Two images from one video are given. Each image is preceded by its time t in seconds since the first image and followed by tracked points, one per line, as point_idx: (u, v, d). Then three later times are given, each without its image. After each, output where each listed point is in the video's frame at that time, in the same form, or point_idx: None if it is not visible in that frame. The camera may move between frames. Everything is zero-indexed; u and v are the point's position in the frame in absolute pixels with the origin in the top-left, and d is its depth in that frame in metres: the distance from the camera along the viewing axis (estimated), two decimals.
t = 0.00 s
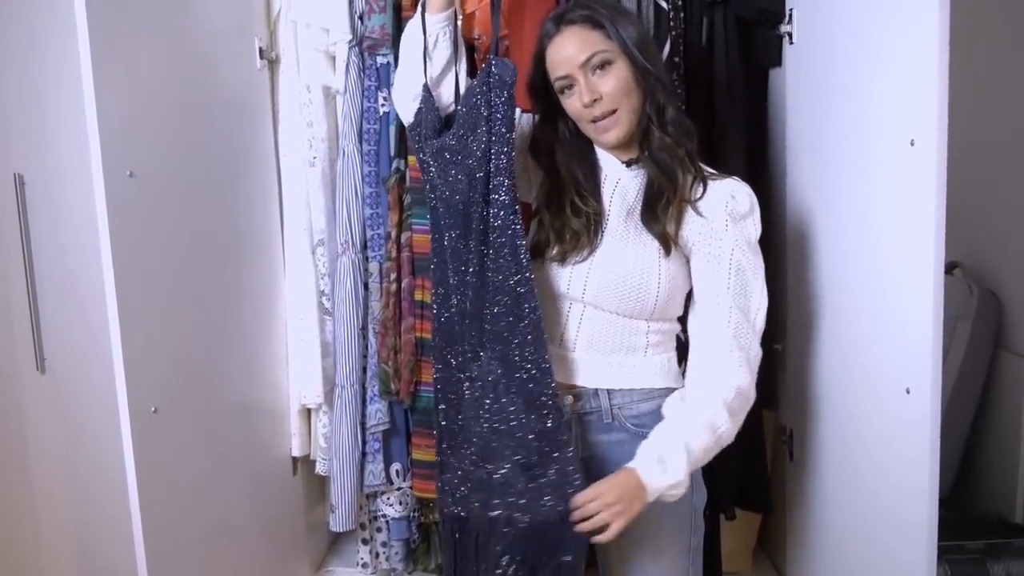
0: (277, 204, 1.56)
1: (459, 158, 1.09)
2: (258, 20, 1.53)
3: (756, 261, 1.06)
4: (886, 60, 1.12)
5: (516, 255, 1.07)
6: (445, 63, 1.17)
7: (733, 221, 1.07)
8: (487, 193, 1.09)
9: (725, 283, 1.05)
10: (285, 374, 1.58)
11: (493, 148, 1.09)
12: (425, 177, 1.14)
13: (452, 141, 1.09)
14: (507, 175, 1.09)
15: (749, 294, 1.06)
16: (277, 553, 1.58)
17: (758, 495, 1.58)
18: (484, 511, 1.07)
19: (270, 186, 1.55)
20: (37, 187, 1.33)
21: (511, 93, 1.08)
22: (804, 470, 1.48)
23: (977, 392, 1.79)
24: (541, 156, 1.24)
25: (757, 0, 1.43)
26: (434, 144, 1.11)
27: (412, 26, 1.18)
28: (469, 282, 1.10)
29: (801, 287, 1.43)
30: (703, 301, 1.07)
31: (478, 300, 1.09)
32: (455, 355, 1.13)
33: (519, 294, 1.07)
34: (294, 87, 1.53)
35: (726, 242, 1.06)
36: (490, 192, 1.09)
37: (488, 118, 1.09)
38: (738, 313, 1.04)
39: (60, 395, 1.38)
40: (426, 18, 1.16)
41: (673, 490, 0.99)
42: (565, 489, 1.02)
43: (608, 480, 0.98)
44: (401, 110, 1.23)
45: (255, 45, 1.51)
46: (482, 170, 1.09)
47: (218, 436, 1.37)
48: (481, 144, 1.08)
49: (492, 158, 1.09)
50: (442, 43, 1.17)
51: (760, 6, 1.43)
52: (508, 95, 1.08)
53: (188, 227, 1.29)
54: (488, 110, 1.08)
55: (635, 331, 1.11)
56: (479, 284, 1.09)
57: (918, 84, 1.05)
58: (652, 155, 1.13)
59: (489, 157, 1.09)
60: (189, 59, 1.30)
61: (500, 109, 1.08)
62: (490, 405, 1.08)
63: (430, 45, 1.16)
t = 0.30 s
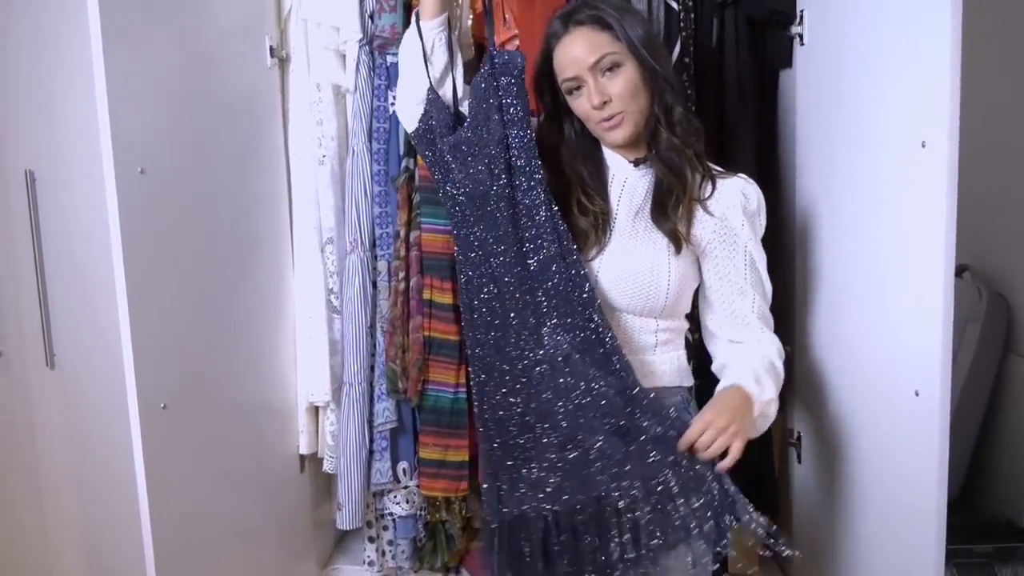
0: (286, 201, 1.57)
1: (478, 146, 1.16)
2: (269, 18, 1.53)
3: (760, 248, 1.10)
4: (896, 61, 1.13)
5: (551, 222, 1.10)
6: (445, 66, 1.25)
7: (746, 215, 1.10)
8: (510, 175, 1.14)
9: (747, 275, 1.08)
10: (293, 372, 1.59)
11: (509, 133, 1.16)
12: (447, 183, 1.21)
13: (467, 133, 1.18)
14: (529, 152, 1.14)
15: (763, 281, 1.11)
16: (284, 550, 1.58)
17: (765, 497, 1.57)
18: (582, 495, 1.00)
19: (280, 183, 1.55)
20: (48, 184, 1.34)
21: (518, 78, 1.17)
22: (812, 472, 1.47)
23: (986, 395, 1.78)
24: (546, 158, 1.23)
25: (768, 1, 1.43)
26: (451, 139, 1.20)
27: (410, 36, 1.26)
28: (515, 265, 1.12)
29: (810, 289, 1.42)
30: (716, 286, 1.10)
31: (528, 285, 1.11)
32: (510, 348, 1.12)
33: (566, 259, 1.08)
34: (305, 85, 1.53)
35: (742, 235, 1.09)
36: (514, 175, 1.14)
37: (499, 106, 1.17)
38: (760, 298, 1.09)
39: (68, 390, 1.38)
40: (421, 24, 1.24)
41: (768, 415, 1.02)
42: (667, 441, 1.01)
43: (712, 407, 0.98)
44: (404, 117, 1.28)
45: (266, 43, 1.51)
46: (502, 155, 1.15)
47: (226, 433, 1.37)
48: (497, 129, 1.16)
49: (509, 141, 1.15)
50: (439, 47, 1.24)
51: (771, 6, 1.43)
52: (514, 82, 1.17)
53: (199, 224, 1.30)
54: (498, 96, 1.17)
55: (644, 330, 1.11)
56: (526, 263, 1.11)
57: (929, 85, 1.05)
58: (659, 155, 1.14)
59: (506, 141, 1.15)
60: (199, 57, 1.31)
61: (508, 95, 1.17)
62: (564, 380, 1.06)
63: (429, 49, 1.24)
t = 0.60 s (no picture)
0: (295, 199, 1.57)
1: (489, 142, 1.15)
2: (279, 17, 1.53)
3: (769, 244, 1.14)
4: (906, 59, 1.12)
5: (571, 213, 1.10)
6: (449, 70, 1.23)
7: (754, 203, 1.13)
8: (526, 172, 1.13)
9: (757, 259, 1.12)
10: (303, 369, 1.59)
11: (521, 128, 1.15)
12: (460, 183, 1.19)
13: (479, 130, 1.16)
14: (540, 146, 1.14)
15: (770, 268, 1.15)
16: (294, 546, 1.59)
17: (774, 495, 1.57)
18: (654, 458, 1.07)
19: (290, 182, 1.56)
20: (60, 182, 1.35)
21: (525, 75, 1.17)
22: (821, 470, 1.47)
23: (996, 394, 1.78)
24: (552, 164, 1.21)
25: None
26: (460, 138, 1.18)
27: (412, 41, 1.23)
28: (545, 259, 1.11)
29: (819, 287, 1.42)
30: (731, 278, 1.13)
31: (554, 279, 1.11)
32: (537, 342, 1.12)
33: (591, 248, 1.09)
34: (314, 84, 1.54)
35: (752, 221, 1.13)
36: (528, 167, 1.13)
37: (509, 104, 1.17)
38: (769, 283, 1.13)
39: (80, 386, 1.39)
40: (425, 30, 1.21)
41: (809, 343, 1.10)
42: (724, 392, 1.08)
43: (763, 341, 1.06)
44: (410, 124, 1.25)
45: (276, 42, 1.52)
46: (514, 148, 1.14)
47: (236, 430, 1.38)
48: (509, 126, 1.15)
49: (521, 135, 1.15)
50: (441, 52, 1.22)
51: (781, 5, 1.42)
52: (522, 78, 1.17)
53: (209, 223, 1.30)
54: (508, 94, 1.16)
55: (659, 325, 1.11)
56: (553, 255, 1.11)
57: (940, 82, 1.05)
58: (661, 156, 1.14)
59: (518, 135, 1.15)
60: (210, 56, 1.31)
61: (518, 93, 1.16)
62: (598, 366, 1.09)
63: (433, 55, 1.21)
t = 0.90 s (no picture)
0: (310, 187, 1.58)
1: (502, 139, 1.21)
2: (292, 5, 1.54)
3: (789, 213, 1.15)
4: (920, 42, 1.12)
5: (570, 215, 1.15)
6: (468, 62, 1.30)
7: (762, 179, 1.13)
8: (537, 167, 1.18)
9: (769, 235, 1.12)
10: (318, 355, 1.61)
11: (535, 124, 1.19)
12: (471, 173, 1.26)
13: (495, 124, 1.23)
14: (550, 143, 1.17)
15: (796, 241, 1.14)
16: (310, 531, 1.61)
17: (786, 480, 1.58)
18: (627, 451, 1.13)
19: (303, 171, 1.57)
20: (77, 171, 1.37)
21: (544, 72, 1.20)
22: (834, 454, 1.47)
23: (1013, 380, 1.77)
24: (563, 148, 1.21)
25: None
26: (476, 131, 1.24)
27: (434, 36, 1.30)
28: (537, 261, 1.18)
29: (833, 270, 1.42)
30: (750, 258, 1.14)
31: (547, 270, 1.17)
32: (527, 335, 1.20)
33: (584, 255, 1.14)
34: (327, 72, 1.55)
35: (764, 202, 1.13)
36: (535, 163, 1.18)
37: (527, 96, 1.20)
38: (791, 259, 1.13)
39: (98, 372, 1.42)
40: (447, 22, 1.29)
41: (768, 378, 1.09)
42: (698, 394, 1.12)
43: (716, 370, 1.08)
44: (427, 112, 1.33)
45: (289, 31, 1.52)
46: (525, 144, 1.19)
47: (252, 416, 1.39)
48: (524, 122, 1.19)
49: (534, 131, 1.19)
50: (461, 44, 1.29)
51: None
52: (539, 74, 1.20)
53: (224, 211, 1.31)
54: (527, 89, 1.20)
55: (666, 311, 1.15)
56: (546, 256, 1.17)
57: (954, 65, 1.04)
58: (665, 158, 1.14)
59: (531, 131, 1.19)
60: (223, 45, 1.32)
61: (534, 87, 1.20)
62: (580, 367, 1.15)
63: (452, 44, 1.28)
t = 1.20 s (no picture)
0: (315, 160, 1.58)
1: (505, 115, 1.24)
2: None
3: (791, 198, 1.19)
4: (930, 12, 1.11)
5: (566, 195, 1.20)
6: (477, 34, 1.37)
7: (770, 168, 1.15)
8: (537, 145, 1.21)
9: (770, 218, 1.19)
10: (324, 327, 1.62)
11: (536, 104, 1.21)
12: (474, 146, 1.30)
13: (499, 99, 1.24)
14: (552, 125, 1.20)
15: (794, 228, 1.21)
16: (316, 503, 1.62)
17: (790, 453, 1.59)
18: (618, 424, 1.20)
19: (309, 144, 1.57)
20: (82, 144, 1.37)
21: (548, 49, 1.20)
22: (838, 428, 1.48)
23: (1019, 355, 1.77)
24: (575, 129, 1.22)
25: None
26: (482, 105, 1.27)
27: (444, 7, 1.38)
28: (531, 240, 1.22)
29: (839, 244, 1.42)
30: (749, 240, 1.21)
31: (544, 247, 1.22)
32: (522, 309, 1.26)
33: (579, 238, 1.19)
34: (332, 44, 1.54)
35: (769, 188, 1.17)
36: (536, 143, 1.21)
37: (530, 75, 1.21)
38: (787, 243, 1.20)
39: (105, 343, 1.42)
40: None
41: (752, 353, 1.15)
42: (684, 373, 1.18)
43: (703, 348, 1.14)
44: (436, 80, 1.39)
45: (293, 3, 1.52)
46: (526, 124, 1.21)
47: (258, 388, 1.40)
48: (526, 100, 1.21)
49: (536, 111, 1.21)
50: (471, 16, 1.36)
51: None
52: (544, 52, 1.20)
53: (230, 183, 1.32)
54: (531, 65, 1.21)
55: (667, 288, 1.18)
56: (540, 235, 1.22)
57: (962, 35, 1.04)
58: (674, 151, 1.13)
59: (533, 110, 1.21)
60: (227, 16, 1.32)
61: (538, 65, 1.20)
62: (573, 343, 1.21)
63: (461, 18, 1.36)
